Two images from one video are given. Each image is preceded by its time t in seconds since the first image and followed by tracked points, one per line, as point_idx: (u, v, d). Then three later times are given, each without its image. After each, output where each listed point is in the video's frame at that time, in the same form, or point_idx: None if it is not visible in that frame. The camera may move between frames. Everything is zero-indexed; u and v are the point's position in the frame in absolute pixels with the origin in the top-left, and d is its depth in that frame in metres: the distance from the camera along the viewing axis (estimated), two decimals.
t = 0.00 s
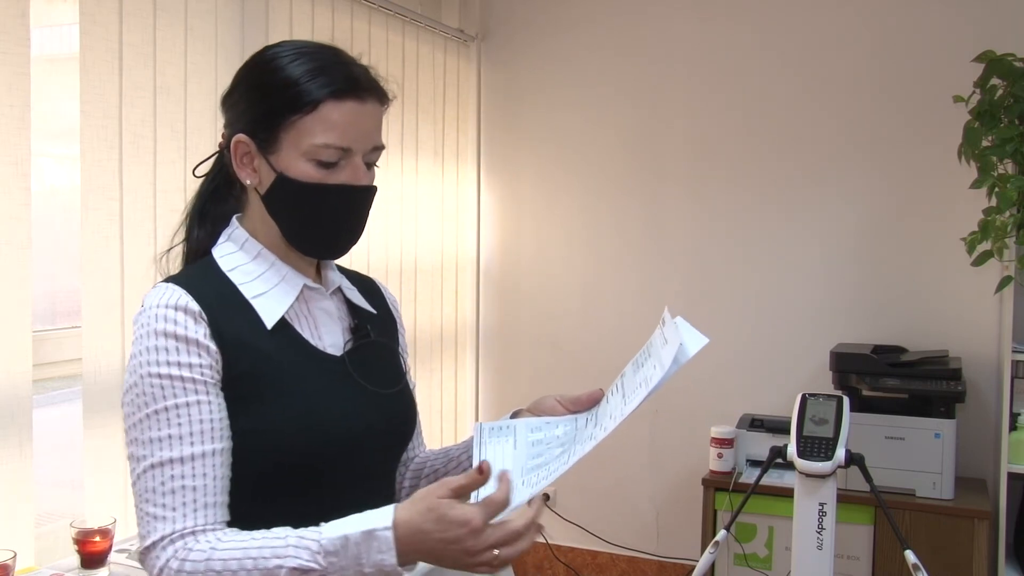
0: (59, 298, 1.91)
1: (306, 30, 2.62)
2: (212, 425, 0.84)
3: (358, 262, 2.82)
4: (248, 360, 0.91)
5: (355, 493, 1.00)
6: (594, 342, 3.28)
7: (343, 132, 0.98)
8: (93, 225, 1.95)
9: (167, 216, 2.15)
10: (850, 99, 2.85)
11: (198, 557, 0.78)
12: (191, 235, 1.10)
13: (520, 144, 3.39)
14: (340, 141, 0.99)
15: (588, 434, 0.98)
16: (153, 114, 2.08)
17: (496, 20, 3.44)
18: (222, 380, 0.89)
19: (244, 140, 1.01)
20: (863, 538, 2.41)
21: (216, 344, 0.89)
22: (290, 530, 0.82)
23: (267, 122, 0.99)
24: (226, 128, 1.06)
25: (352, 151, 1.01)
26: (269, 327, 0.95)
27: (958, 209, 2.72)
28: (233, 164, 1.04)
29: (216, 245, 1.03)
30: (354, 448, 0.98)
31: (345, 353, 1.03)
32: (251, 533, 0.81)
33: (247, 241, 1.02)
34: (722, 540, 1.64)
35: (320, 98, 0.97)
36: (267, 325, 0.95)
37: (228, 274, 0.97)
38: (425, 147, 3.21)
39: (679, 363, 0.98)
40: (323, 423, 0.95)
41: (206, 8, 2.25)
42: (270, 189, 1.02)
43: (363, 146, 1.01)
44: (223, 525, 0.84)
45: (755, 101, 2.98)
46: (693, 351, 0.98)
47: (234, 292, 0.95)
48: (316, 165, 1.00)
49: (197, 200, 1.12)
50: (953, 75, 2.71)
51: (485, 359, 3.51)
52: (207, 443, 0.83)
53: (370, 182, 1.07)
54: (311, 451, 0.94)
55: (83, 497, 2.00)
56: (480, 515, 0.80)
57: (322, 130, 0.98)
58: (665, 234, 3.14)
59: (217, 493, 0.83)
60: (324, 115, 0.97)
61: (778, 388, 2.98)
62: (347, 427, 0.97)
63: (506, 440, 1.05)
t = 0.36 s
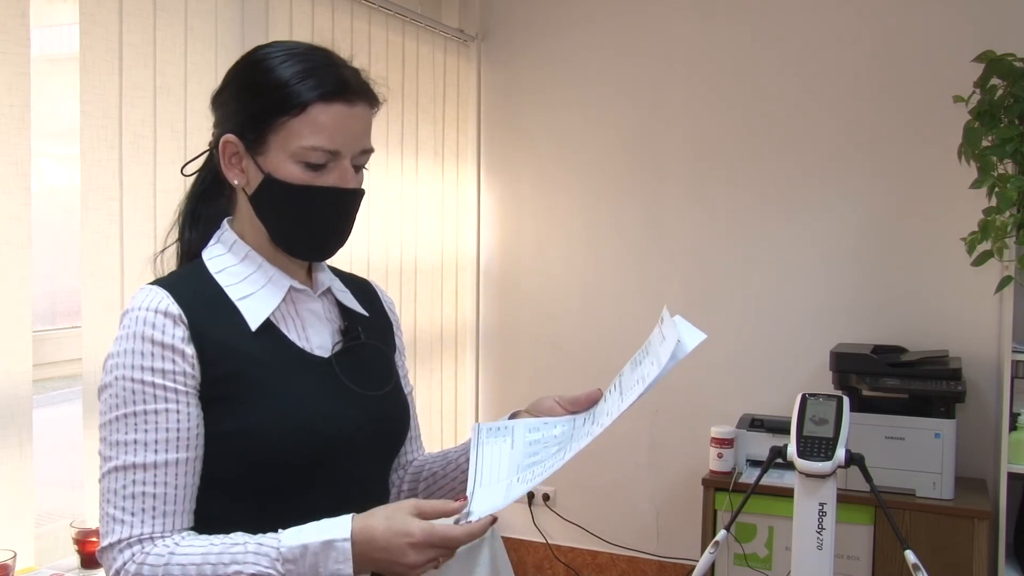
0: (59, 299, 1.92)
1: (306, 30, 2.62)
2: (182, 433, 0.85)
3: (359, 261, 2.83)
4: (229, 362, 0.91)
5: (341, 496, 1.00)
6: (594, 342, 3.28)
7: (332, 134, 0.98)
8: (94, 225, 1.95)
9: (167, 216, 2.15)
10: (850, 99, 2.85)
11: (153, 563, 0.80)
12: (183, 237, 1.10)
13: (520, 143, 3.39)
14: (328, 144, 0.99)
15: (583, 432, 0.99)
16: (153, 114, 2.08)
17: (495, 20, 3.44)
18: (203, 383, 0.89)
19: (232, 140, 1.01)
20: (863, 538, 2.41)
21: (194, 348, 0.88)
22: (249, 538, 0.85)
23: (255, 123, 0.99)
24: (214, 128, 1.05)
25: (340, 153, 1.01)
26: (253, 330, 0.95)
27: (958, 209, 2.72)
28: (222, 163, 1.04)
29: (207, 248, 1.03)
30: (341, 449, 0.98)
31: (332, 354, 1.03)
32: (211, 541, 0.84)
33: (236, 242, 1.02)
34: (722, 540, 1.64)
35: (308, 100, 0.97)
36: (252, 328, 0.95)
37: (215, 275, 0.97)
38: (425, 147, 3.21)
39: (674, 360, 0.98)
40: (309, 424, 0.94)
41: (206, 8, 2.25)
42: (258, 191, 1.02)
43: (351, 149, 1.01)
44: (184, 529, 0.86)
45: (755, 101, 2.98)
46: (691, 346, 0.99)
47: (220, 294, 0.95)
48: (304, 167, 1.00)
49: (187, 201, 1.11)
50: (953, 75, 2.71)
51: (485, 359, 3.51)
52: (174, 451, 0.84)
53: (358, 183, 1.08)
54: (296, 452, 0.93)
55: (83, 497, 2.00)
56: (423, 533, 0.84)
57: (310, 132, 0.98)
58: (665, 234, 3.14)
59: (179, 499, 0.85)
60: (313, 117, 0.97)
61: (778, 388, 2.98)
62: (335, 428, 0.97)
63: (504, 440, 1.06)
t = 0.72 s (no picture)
0: (59, 298, 1.92)
1: (306, 30, 2.62)
2: (181, 435, 0.85)
3: (359, 261, 2.83)
4: (225, 362, 0.90)
5: (343, 495, 0.99)
6: (594, 342, 3.28)
7: (329, 131, 0.98)
8: (94, 225, 1.95)
9: (167, 216, 2.15)
10: (850, 99, 2.85)
11: (154, 566, 0.81)
12: (182, 239, 1.11)
13: (520, 144, 3.39)
14: (326, 140, 0.99)
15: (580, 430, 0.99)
16: (153, 114, 2.08)
17: (496, 20, 3.44)
18: (202, 385, 0.89)
19: (229, 138, 1.01)
20: (864, 539, 2.40)
21: (193, 349, 0.88)
22: (249, 540, 0.85)
23: (252, 121, 0.99)
24: (212, 127, 1.05)
25: (338, 150, 1.01)
26: (252, 330, 0.94)
27: (958, 209, 2.72)
28: (219, 162, 1.04)
29: (206, 249, 1.03)
30: (342, 449, 0.97)
31: (331, 355, 1.03)
32: (212, 543, 0.84)
33: (234, 242, 1.02)
34: (722, 540, 1.64)
35: (305, 96, 0.97)
36: (250, 329, 0.94)
37: (213, 276, 0.97)
38: (425, 146, 3.21)
39: (666, 353, 0.98)
40: (307, 424, 0.94)
41: (206, 8, 2.25)
42: (256, 189, 1.01)
43: (349, 146, 1.01)
44: (186, 531, 0.86)
45: (755, 101, 2.98)
46: (681, 340, 0.99)
47: (218, 295, 0.95)
48: (301, 164, 1.00)
49: (185, 202, 1.12)
50: (953, 75, 2.71)
51: (485, 359, 3.51)
52: (173, 454, 0.84)
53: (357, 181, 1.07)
54: (295, 452, 0.93)
55: (82, 496, 2.00)
56: (416, 542, 0.83)
57: (309, 129, 0.97)
58: (665, 234, 3.14)
59: (180, 501, 0.85)
60: (310, 113, 0.97)
61: (778, 388, 2.98)
62: (334, 428, 0.96)
63: (503, 443, 1.06)
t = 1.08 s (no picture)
0: (59, 298, 1.92)
1: (305, 30, 2.62)
2: (185, 438, 0.85)
3: (359, 261, 2.83)
4: (229, 365, 0.90)
5: (346, 498, 0.99)
6: (594, 342, 3.28)
7: (314, 112, 0.97)
8: (94, 225, 1.95)
9: (167, 216, 2.15)
10: (850, 99, 2.85)
11: (156, 569, 0.81)
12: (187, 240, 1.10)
13: (520, 143, 3.39)
14: (312, 120, 0.98)
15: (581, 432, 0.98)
16: (153, 114, 2.08)
17: (496, 20, 3.44)
18: (206, 388, 0.89)
19: (223, 129, 1.02)
20: (864, 538, 2.41)
21: (197, 352, 0.88)
22: (250, 544, 0.85)
23: (243, 109, 1.00)
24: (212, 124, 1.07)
25: (325, 132, 0.99)
26: (258, 333, 0.94)
27: (958, 209, 2.72)
28: (216, 155, 1.05)
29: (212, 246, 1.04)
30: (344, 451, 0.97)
31: (336, 357, 1.02)
32: (213, 546, 0.84)
33: (239, 242, 1.02)
34: (722, 540, 1.64)
35: (291, 79, 0.97)
36: (256, 331, 0.94)
37: (219, 277, 0.97)
38: (425, 146, 3.21)
39: (666, 357, 0.98)
40: (311, 427, 0.93)
41: (206, 8, 2.24)
42: (247, 178, 1.02)
43: (337, 128, 1.00)
44: (188, 534, 0.86)
45: (755, 101, 2.98)
46: (681, 342, 0.99)
47: (224, 296, 0.95)
48: (289, 147, 0.99)
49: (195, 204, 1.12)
50: (952, 75, 2.71)
51: (485, 358, 3.51)
52: (177, 456, 0.84)
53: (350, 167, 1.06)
54: (298, 455, 0.92)
55: (82, 496, 2.00)
56: (417, 548, 0.82)
57: (294, 109, 0.97)
58: (665, 234, 3.14)
59: (183, 504, 0.85)
60: (295, 94, 0.97)
61: (778, 388, 2.98)
62: (337, 430, 0.96)
63: (504, 446, 1.05)
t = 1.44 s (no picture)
0: (59, 298, 1.92)
1: (305, 30, 2.62)
2: (174, 433, 0.85)
3: (359, 261, 2.83)
4: (224, 365, 0.90)
5: (345, 501, 0.98)
6: (594, 342, 3.28)
7: (279, 105, 0.99)
8: (93, 225, 1.95)
9: (167, 216, 2.15)
10: (850, 99, 2.85)
11: (135, 561, 0.82)
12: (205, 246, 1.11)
13: (520, 143, 3.39)
14: (280, 114, 0.99)
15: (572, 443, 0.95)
16: (153, 114, 2.08)
17: (496, 20, 3.44)
18: (201, 386, 0.89)
19: (212, 135, 1.06)
20: (864, 538, 2.41)
21: (191, 348, 0.88)
22: (228, 543, 0.84)
23: (224, 112, 1.03)
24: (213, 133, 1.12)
25: (295, 122, 1.00)
26: (254, 331, 0.94)
27: (958, 209, 2.72)
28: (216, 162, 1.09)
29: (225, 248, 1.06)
30: (342, 457, 0.96)
31: (336, 360, 1.01)
32: (193, 542, 0.84)
33: (245, 243, 1.03)
34: (722, 540, 1.64)
35: (260, 74, 0.99)
36: (253, 330, 0.94)
37: (224, 275, 0.98)
38: (425, 146, 3.21)
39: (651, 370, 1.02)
40: (307, 429, 0.93)
41: (206, 8, 2.24)
42: (233, 180, 1.05)
43: (308, 117, 1.00)
44: (173, 528, 0.86)
45: (755, 101, 2.98)
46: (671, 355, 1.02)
47: (226, 294, 0.95)
48: (264, 143, 1.02)
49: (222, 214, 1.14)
50: (953, 75, 2.71)
51: (485, 358, 3.51)
52: (165, 451, 0.85)
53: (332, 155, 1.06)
54: (290, 457, 0.92)
55: (82, 496, 2.01)
56: (382, 558, 0.78)
57: (263, 105, 0.99)
58: (665, 234, 3.14)
59: (169, 498, 0.85)
60: (262, 89, 0.99)
61: (778, 387, 2.98)
62: (333, 435, 0.95)
63: (498, 461, 1.03)
